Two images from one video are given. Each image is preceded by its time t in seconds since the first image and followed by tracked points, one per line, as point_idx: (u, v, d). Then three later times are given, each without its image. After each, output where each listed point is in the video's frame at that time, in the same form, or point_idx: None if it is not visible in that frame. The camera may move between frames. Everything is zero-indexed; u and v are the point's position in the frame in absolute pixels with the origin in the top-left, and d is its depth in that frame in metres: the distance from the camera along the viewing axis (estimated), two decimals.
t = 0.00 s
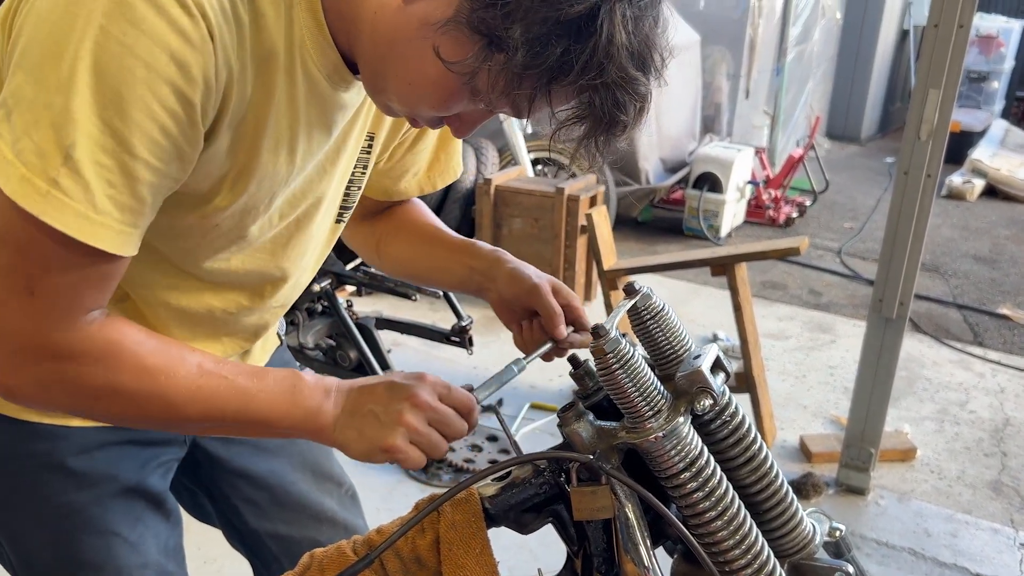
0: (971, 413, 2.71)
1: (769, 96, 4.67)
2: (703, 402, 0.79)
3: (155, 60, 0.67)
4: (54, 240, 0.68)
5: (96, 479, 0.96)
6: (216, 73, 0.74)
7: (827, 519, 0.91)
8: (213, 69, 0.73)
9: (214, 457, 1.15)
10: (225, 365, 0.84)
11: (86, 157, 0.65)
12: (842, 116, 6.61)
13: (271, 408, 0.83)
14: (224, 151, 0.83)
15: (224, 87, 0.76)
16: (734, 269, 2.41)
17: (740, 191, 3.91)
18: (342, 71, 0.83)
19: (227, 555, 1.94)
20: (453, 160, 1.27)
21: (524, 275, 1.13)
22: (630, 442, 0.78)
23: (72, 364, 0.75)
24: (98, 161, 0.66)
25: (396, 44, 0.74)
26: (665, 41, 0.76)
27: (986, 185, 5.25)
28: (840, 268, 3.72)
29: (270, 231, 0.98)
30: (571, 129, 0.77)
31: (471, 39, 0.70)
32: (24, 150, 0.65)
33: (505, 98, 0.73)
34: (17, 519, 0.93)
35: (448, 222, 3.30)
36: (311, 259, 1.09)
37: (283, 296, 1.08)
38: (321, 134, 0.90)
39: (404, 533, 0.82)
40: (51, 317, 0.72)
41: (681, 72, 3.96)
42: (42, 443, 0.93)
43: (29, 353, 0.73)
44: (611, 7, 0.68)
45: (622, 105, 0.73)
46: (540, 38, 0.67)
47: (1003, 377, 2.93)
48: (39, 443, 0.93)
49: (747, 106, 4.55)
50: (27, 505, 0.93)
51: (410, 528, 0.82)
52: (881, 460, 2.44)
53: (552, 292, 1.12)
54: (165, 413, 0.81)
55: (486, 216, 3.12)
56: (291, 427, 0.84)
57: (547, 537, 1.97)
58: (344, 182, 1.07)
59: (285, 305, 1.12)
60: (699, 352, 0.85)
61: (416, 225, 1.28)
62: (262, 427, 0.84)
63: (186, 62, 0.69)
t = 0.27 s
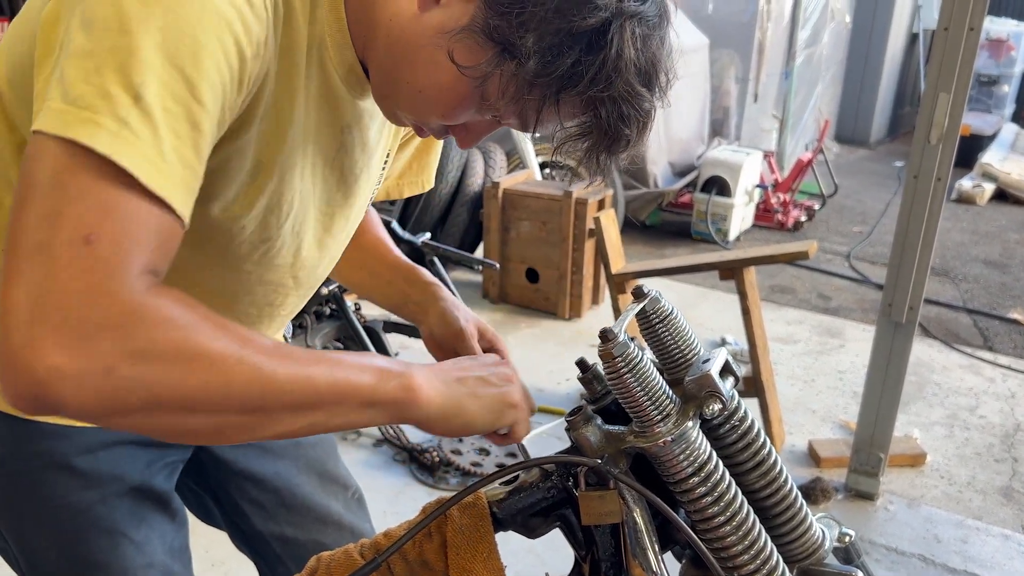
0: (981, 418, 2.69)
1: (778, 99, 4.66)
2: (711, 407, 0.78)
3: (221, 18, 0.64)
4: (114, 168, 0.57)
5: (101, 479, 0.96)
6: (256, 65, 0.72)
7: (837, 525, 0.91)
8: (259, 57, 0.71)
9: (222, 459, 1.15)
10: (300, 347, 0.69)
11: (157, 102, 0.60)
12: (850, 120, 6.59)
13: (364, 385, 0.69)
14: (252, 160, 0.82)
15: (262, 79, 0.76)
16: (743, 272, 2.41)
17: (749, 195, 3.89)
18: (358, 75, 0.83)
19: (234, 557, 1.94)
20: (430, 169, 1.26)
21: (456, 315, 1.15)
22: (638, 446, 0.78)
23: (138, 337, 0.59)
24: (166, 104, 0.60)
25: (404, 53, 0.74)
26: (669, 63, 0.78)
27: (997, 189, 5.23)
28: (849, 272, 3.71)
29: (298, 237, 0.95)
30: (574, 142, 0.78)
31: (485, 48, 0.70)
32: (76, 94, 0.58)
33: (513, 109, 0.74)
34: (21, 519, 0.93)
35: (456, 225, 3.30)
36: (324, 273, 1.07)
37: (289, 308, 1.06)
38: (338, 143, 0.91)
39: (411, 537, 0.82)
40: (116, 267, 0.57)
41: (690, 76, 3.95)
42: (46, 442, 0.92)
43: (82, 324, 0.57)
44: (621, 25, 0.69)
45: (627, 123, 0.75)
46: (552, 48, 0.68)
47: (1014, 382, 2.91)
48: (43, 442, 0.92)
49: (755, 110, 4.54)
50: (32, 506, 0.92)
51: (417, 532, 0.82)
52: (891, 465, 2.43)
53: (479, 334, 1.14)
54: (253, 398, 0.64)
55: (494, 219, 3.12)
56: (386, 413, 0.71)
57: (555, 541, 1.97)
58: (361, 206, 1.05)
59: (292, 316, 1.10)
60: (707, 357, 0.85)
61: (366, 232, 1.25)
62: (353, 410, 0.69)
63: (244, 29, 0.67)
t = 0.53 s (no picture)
0: (987, 421, 2.68)
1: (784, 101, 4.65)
2: (718, 409, 0.78)
3: None
4: (204, 117, 0.57)
5: (104, 480, 0.96)
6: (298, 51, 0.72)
7: (844, 528, 0.90)
8: (297, 49, 0.72)
9: (226, 459, 1.15)
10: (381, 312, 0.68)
11: (229, 60, 0.59)
12: (856, 122, 6.58)
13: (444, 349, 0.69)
14: (281, 158, 0.84)
15: (298, 69, 0.76)
16: (749, 275, 2.40)
17: (754, 197, 3.89)
18: (367, 84, 0.83)
19: (239, 558, 1.94)
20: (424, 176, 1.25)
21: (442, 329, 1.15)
22: (645, 449, 0.78)
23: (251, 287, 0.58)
24: (237, 62, 0.60)
25: (413, 66, 0.74)
26: (675, 86, 0.78)
27: (1003, 192, 5.21)
28: (855, 274, 3.70)
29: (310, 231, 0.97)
30: (578, 159, 0.79)
31: (497, 60, 0.70)
32: (141, 55, 0.57)
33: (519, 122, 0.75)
34: (23, 520, 0.93)
35: (461, 227, 3.30)
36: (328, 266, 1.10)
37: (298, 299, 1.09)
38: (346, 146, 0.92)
39: (416, 539, 0.82)
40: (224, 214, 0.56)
41: (696, 78, 3.95)
42: (48, 442, 0.92)
43: (200, 271, 0.55)
44: (632, 47, 0.70)
45: (631, 144, 0.76)
46: (564, 64, 0.68)
47: (1020, 385, 2.90)
48: (45, 442, 0.91)
49: (761, 112, 4.53)
50: (34, 507, 0.92)
51: (422, 534, 0.81)
52: (897, 469, 2.42)
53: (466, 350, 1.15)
54: (360, 354, 0.63)
55: (499, 220, 3.12)
56: (470, 384, 0.71)
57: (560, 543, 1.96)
58: (369, 206, 1.06)
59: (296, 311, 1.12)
60: (714, 359, 0.85)
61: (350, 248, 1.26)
62: (446, 380, 0.69)
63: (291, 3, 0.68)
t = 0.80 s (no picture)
0: (990, 423, 2.67)
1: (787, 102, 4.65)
2: (722, 409, 0.78)
3: None
4: (234, 102, 0.56)
5: (107, 480, 0.96)
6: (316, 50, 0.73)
7: (848, 529, 0.90)
8: (315, 43, 0.72)
9: (228, 457, 1.15)
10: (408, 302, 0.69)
11: (253, 47, 0.59)
12: (859, 124, 6.57)
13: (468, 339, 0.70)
14: (299, 157, 0.85)
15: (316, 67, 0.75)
16: (751, 276, 2.40)
17: (757, 198, 3.89)
18: (374, 88, 0.83)
19: (241, 558, 1.94)
20: (422, 191, 1.25)
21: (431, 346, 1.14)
22: (649, 449, 0.78)
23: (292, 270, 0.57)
24: (261, 50, 0.60)
25: (421, 74, 0.74)
26: (680, 103, 0.79)
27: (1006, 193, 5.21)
28: (858, 276, 3.69)
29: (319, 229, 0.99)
30: (581, 172, 0.79)
31: (507, 73, 0.70)
32: (168, 45, 0.57)
33: (526, 133, 0.75)
34: (26, 520, 0.93)
35: (463, 227, 3.30)
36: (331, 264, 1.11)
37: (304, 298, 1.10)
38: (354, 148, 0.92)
39: (419, 539, 0.82)
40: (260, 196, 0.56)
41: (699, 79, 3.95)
42: (52, 442, 0.92)
43: (241, 252, 0.54)
44: (641, 66, 0.70)
45: (635, 159, 0.76)
46: (574, 80, 0.69)
47: None
48: (49, 442, 0.92)
49: (764, 113, 4.53)
50: (36, 507, 0.93)
51: (425, 534, 0.82)
52: (899, 470, 2.42)
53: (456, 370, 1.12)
54: (396, 340, 0.63)
55: (502, 221, 3.12)
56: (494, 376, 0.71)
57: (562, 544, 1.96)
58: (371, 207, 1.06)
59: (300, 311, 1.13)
60: (718, 358, 0.85)
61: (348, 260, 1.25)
62: (473, 369, 0.69)
63: None
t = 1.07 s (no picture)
0: (990, 424, 2.67)
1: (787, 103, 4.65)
2: (721, 411, 0.78)
3: None
4: (226, 108, 0.57)
5: (107, 481, 0.97)
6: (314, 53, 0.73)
7: (846, 531, 0.90)
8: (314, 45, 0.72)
9: (228, 458, 1.15)
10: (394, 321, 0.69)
11: (247, 53, 0.60)
12: (859, 124, 6.57)
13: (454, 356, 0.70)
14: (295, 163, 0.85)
15: (314, 70, 0.75)
16: (751, 277, 2.40)
17: (758, 199, 3.89)
18: (374, 95, 0.83)
19: (240, 558, 1.95)
20: (421, 201, 1.26)
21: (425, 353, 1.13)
22: (648, 450, 0.78)
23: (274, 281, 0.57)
24: (256, 56, 0.60)
25: (422, 84, 0.74)
26: (681, 116, 0.79)
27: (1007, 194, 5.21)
28: (858, 277, 3.69)
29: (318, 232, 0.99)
30: (580, 182, 0.80)
31: (507, 86, 0.70)
32: (162, 46, 0.57)
33: (526, 144, 0.76)
34: (26, 521, 0.93)
35: (464, 227, 3.30)
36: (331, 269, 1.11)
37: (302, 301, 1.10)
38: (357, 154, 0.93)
39: (418, 540, 0.82)
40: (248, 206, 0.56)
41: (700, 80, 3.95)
42: (52, 443, 0.92)
43: (225, 260, 0.54)
44: (642, 80, 0.71)
45: (635, 172, 0.77)
46: (575, 94, 0.69)
47: None
48: (49, 443, 0.92)
49: (765, 114, 4.53)
50: (36, 508, 0.93)
51: (424, 535, 0.82)
52: (899, 471, 2.42)
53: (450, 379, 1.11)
54: (378, 356, 0.62)
55: (502, 222, 3.12)
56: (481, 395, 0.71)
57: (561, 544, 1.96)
58: (372, 214, 1.06)
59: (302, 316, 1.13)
60: (716, 360, 0.85)
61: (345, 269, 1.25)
62: (459, 389, 0.69)
63: None
